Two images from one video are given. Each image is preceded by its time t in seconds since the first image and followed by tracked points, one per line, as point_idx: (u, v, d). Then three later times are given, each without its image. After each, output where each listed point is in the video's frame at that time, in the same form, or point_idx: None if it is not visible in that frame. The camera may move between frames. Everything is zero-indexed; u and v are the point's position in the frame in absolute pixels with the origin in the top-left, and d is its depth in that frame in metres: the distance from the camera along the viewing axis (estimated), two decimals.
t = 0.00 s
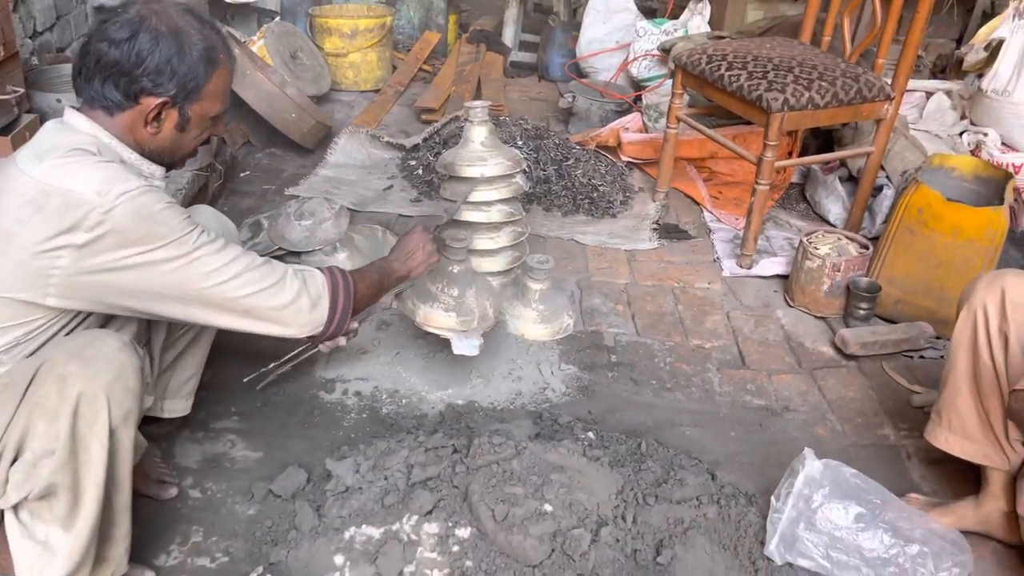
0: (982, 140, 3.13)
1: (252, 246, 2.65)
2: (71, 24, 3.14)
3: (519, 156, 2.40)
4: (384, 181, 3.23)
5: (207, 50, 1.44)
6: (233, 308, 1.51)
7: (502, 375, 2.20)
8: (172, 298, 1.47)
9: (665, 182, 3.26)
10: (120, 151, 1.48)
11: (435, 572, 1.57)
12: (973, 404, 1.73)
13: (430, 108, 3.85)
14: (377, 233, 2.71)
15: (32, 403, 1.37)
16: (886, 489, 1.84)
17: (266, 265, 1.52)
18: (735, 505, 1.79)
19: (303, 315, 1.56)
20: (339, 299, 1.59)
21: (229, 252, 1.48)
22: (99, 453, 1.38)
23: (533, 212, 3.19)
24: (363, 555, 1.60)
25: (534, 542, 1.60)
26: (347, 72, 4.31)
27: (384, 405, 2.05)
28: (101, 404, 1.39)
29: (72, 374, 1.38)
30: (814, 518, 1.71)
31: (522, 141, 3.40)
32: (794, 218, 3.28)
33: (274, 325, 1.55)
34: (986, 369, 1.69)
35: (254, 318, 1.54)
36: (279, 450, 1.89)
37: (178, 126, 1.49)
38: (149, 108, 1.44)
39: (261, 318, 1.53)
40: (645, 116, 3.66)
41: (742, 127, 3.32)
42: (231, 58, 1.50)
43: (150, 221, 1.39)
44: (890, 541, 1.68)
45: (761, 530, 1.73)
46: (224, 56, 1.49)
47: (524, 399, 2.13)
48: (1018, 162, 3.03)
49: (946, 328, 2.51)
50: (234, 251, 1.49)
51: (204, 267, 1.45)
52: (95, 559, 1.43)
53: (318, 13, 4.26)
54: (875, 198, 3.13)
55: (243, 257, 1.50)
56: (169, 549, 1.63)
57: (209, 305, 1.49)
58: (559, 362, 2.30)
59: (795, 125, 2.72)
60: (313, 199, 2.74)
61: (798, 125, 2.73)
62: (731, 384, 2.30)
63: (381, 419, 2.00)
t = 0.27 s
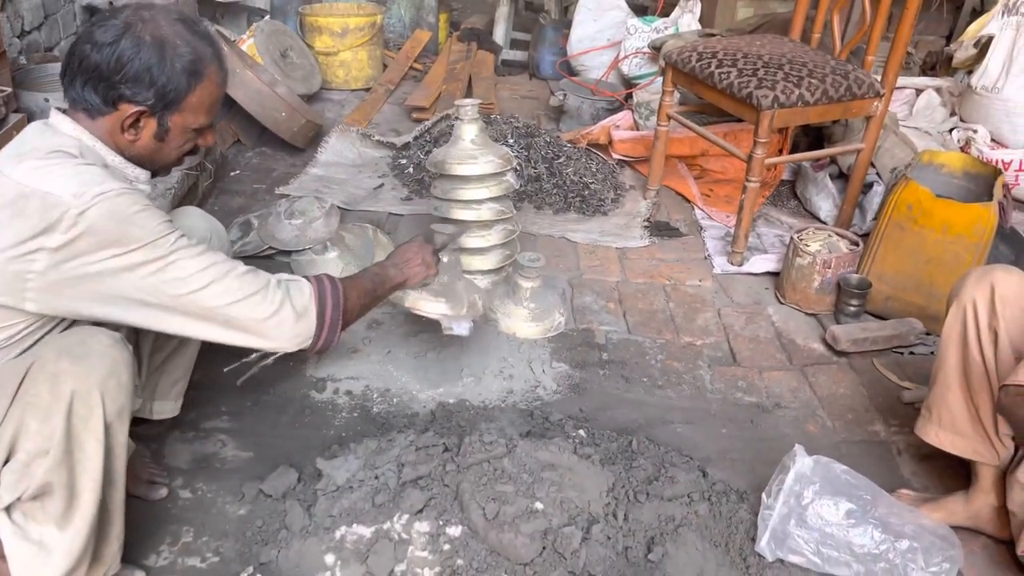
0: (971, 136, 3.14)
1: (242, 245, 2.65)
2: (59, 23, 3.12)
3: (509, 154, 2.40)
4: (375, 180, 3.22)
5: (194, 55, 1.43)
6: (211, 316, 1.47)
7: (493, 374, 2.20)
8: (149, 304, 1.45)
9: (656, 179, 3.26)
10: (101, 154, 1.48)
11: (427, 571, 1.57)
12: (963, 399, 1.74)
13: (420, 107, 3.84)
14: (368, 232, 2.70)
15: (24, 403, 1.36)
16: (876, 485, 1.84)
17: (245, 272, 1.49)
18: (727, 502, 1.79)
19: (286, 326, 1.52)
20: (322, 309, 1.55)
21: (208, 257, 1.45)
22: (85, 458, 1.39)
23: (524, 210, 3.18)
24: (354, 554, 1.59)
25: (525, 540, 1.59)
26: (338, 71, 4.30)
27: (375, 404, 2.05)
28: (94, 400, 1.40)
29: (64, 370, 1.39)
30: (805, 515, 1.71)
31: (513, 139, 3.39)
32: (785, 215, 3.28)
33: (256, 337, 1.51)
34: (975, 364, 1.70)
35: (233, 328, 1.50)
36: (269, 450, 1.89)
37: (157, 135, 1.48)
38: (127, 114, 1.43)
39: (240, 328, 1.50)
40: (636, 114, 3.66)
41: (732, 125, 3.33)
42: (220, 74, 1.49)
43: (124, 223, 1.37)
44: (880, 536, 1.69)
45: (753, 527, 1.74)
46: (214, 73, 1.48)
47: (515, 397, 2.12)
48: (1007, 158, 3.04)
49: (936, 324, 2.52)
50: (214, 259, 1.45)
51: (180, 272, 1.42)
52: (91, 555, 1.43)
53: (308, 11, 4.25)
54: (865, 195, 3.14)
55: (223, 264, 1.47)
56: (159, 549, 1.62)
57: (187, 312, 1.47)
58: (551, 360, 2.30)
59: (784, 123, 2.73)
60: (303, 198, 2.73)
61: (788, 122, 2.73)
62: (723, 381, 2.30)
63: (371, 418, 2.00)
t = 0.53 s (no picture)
0: (971, 133, 3.14)
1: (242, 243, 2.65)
2: (58, 20, 3.12)
3: (509, 152, 2.40)
4: (375, 177, 3.22)
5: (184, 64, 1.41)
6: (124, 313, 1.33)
7: (493, 372, 2.20)
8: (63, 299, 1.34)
9: (656, 177, 3.26)
10: (85, 157, 1.48)
11: (427, 569, 1.57)
12: (962, 397, 1.74)
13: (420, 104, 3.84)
14: (367, 229, 2.70)
15: (37, 402, 1.34)
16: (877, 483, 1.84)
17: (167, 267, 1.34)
18: (727, 500, 1.79)
19: (206, 327, 1.34)
20: (248, 310, 1.37)
21: (127, 246, 1.33)
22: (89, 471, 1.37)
23: (524, 207, 3.18)
24: (354, 552, 1.59)
25: (525, 539, 1.59)
26: (337, 68, 4.29)
27: (376, 402, 2.05)
28: (108, 399, 1.37)
29: (79, 368, 1.35)
30: (805, 512, 1.71)
31: (513, 137, 3.39)
32: (785, 213, 3.28)
33: (172, 339, 1.33)
34: (977, 362, 1.69)
35: (150, 328, 1.34)
36: (270, 448, 1.88)
37: (143, 147, 1.48)
38: (109, 127, 1.42)
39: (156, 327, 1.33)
40: (636, 111, 3.65)
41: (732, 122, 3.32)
42: (207, 87, 1.47)
43: (54, 210, 1.32)
44: (881, 534, 1.68)
45: (753, 525, 1.74)
46: (201, 86, 1.45)
47: (516, 395, 2.12)
48: (1007, 155, 3.03)
49: (937, 321, 2.52)
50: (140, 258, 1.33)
51: (94, 261, 1.30)
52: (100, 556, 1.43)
53: (307, 9, 4.24)
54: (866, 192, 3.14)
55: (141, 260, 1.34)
56: (160, 548, 1.62)
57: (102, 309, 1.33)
58: (551, 358, 2.30)
59: (784, 120, 2.72)
60: (303, 197, 2.72)
61: (788, 120, 2.72)
62: (723, 379, 2.30)
63: (371, 418, 1.99)
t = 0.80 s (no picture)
0: (983, 128, 3.12)
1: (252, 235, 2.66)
2: (69, 13, 3.13)
3: (518, 145, 2.40)
4: (384, 170, 3.23)
5: (173, 76, 1.33)
6: None
7: (503, 364, 2.21)
8: None
9: (665, 171, 3.26)
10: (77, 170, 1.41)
11: (438, 559, 1.58)
12: (972, 391, 1.74)
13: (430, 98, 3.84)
14: (377, 222, 2.71)
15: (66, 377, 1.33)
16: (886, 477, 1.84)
17: None
18: (736, 494, 1.79)
19: None
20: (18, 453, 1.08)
21: None
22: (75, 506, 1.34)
23: (533, 201, 3.19)
24: (364, 542, 1.60)
25: (535, 530, 1.60)
26: (346, 62, 4.30)
27: (386, 394, 2.06)
28: (139, 372, 1.38)
29: (106, 344, 1.34)
30: (813, 506, 1.72)
31: (523, 131, 3.39)
32: (794, 207, 3.27)
33: None
34: (987, 356, 1.69)
35: None
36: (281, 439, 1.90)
37: (130, 161, 1.40)
38: (91, 143, 1.34)
39: None
40: (645, 105, 3.65)
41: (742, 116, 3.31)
42: (193, 99, 1.37)
43: None
44: (890, 528, 1.69)
45: (762, 518, 1.74)
46: (186, 99, 1.36)
47: (525, 387, 2.13)
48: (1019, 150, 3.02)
49: (946, 316, 2.51)
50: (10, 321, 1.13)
51: None
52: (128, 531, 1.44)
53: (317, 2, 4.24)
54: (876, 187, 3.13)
55: None
56: (172, 537, 1.64)
57: None
58: (560, 351, 2.30)
59: (795, 114, 2.71)
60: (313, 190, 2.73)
61: (798, 114, 2.72)
62: (731, 373, 2.30)
63: (382, 409, 2.00)
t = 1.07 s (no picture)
0: (1010, 117, 3.08)
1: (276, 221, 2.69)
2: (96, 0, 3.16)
3: (541, 132, 2.41)
4: (406, 157, 3.24)
5: (118, 64, 1.23)
6: None
7: (524, 350, 2.22)
8: None
9: (687, 159, 3.24)
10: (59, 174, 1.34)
11: (462, 539, 1.60)
12: (999, 379, 1.72)
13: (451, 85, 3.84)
14: (399, 208, 2.72)
15: (76, 349, 1.35)
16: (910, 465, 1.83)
17: None
18: (759, 480, 1.79)
19: None
20: None
21: None
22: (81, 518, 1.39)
23: (555, 188, 3.19)
24: (389, 522, 1.63)
25: (558, 511, 1.61)
26: (368, 50, 4.31)
27: (409, 377, 2.07)
28: (145, 339, 1.40)
29: (114, 313, 1.37)
30: (836, 492, 1.72)
31: (543, 118, 3.39)
32: (817, 196, 3.25)
33: None
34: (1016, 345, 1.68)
35: None
36: (305, 420, 1.92)
37: (71, 154, 1.29)
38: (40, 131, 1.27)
39: None
40: (667, 93, 3.63)
41: (765, 104, 3.29)
42: (130, 93, 1.23)
43: None
44: (913, 514, 1.68)
45: (784, 503, 1.74)
46: (119, 91, 1.23)
47: (547, 372, 2.14)
48: None
49: (972, 306, 2.50)
50: None
51: None
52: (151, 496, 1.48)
53: None
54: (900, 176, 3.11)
55: None
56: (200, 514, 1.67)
57: None
58: (581, 337, 2.31)
59: (819, 102, 2.70)
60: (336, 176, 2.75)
61: (822, 102, 2.70)
62: (754, 361, 2.30)
63: (405, 393, 2.02)
